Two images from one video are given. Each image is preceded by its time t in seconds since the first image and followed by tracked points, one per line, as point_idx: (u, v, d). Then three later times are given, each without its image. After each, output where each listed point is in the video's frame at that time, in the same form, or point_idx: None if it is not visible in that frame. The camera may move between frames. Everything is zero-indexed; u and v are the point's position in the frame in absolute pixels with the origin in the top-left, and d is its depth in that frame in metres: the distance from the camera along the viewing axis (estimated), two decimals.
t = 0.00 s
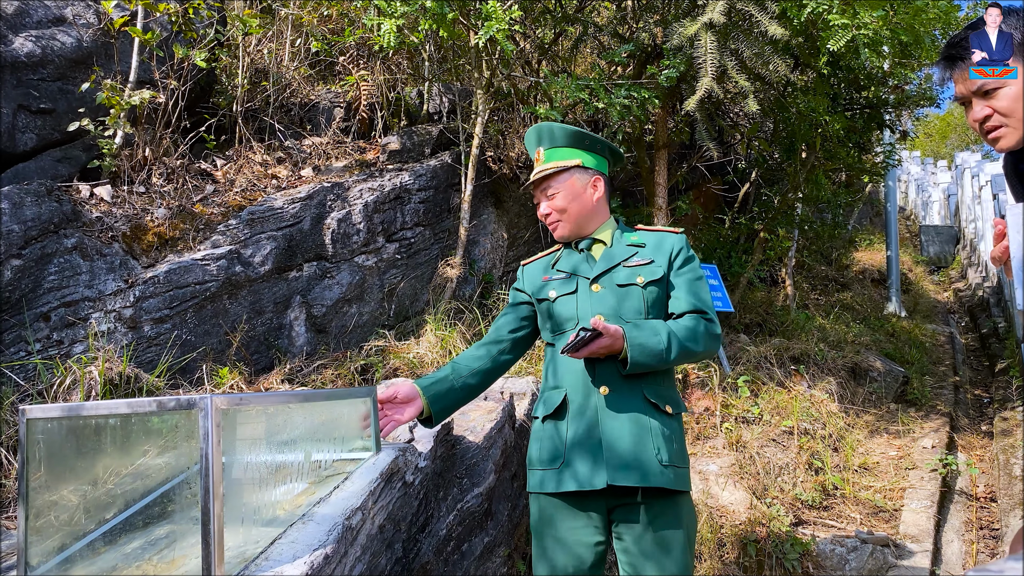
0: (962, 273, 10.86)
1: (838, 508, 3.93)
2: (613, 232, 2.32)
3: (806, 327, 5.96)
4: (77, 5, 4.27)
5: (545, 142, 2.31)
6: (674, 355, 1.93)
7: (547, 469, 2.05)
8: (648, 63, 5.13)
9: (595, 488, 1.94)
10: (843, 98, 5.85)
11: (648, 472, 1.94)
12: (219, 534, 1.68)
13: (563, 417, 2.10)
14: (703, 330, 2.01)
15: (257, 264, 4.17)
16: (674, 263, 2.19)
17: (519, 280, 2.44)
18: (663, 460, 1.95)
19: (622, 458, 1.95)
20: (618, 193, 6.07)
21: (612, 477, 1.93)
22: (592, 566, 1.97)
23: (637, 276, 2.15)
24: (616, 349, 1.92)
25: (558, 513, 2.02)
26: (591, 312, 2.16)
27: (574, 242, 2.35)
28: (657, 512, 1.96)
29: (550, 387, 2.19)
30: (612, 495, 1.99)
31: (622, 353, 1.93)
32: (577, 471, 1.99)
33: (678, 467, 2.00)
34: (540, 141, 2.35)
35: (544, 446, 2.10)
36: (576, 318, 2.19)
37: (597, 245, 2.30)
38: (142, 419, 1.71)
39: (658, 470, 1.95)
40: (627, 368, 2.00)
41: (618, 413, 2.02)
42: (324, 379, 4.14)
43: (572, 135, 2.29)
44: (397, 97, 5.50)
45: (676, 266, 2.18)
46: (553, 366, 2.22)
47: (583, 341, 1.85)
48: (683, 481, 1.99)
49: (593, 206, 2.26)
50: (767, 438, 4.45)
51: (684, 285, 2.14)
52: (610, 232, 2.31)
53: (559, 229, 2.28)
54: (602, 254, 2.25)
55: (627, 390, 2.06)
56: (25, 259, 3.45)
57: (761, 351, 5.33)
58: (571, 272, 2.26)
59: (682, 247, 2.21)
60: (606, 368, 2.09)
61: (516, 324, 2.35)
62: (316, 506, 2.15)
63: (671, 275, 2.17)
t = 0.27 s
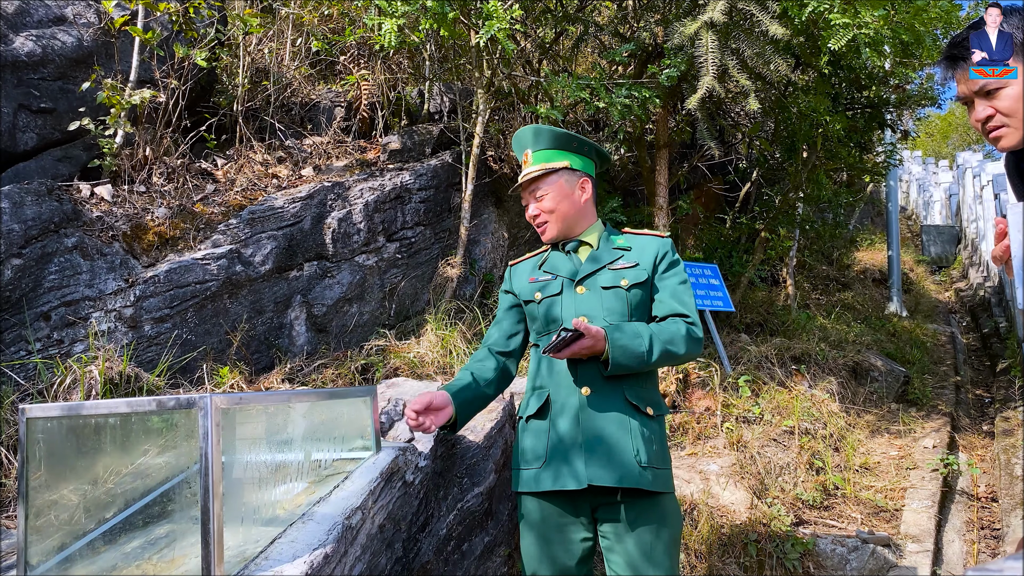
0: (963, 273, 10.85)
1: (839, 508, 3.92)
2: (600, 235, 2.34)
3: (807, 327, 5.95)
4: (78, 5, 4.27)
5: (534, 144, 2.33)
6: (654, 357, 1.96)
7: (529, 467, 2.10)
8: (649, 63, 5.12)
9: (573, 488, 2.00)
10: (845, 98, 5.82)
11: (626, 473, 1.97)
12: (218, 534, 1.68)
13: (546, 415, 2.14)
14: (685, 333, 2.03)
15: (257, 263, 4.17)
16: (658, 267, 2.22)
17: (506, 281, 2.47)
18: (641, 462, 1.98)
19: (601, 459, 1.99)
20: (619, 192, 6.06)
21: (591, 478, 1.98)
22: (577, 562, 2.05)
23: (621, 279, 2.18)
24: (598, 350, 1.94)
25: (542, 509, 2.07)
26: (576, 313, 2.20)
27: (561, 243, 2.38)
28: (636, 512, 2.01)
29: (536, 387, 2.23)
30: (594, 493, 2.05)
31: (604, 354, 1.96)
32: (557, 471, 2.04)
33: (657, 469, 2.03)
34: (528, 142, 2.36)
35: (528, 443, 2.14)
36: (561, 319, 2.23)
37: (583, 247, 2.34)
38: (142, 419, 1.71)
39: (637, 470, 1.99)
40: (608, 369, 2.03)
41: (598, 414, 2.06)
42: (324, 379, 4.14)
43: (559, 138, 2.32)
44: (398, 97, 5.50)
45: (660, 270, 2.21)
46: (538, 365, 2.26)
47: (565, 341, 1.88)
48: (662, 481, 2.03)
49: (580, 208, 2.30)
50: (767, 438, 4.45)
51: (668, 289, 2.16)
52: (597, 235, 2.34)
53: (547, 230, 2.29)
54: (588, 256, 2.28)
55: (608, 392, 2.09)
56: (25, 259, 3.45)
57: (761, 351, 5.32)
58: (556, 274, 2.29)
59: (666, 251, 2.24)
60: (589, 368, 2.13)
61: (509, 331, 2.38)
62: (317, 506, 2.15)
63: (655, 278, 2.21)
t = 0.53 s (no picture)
0: (960, 274, 10.86)
1: (836, 508, 3.92)
2: (589, 237, 2.36)
3: (804, 326, 5.96)
4: (74, 3, 4.26)
5: (527, 143, 2.31)
6: (643, 358, 2.01)
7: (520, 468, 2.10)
8: (646, 62, 5.12)
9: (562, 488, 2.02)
10: (843, 98, 5.82)
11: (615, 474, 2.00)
12: (213, 533, 1.67)
13: (537, 416, 2.15)
14: (674, 334, 2.08)
15: (254, 262, 4.16)
16: (646, 269, 2.25)
17: (495, 281, 2.44)
18: (630, 461, 2.01)
19: (591, 460, 2.02)
20: (616, 192, 6.06)
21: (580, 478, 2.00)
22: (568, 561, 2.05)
23: (610, 281, 2.21)
24: (588, 351, 1.98)
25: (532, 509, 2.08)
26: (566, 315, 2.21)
27: (549, 245, 2.37)
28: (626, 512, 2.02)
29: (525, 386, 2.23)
30: (583, 493, 2.07)
31: (594, 356, 2.00)
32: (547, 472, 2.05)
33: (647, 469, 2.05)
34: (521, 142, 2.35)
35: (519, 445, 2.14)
36: (553, 322, 2.23)
37: (573, 248, 2.33)
38: (138, 417, 1.70)
39: (626, 470, 2.01)
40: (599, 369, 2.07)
41: (589, 414, 2.08)
42: (321, 378, 4.14)
43: (554, 139, 2.32)
44: (395, 96, 5.48)
45: (648, 272, 2.24)
46: (530, 365, 2.24)
47: (556, 344, 1.93)
48: (652, 481, 2.05)
49: (573, 210, 2.30)
50: (764, 438, 4.45)
51: (656, 291, 2.21)
52: (586, 236, 2.35)
53: (540, 231, 2.28)
54: (578, 258, 2.30)
55: (598, 393, 2.12)
56: (21, 257, 3.43)
57: (759, 351, 5.33)
58: (547, 275, 2.29)
59: (654, 253, 2.27)
60: (579, 370, 2.16)
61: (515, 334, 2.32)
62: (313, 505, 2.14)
63: (644, 280, 2.24)
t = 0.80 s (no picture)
0: (950, 275, 10.94)
1: (828, 508, 3.94)
2: (584, 240, 2.39)
3: (796, 327, 5.98)
4: None
5: (524, 144, 2.34)
6: (643, 362, 2.04)
7: (516, 469, 2.11)
8: (640, 62, 5.13)
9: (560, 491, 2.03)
10: (836, 99, 5.84)
11: (612, 476, 2.02)
12: (207, 533, 1.66)
13: (534, 416, 2.16)
14: (670, 338, 2.12)
15: (247, 261, 4.15)
16: (643, 273, 2.29)
17: (488, 280, 2.46)
18: (627, 463, 2.05)
19: (589, 462, 2.03)
20: (610, 192, 6.07)
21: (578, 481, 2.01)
22: (564, 562, 2.07)
23: (608, 284, 2.24)
24: (589, 355, 2.00)
25: (528, 509, 2.08)
26: (563, 316, 2.23)
27: (545, 246, 2.40)
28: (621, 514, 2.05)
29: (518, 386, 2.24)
30: (579, 494, 2.09)
31: (594, 359, 2.03)
32: (544, 474, 2.06)
33: (642, 471, 2.09)
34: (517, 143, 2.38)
35: (514, 445, 2.15)
36: (549, 323, 2.25)
37: (569, 251, 2.37)
38: (131, 416, 1.69)
39: (622, 472, 2.05)
40: (598, 372, 2.09)
41: (586, 416, 2.10)
42: (314, 377, 4.13)
43: (550, 140, 2.33)
44: (389, 94, 5.47)
45: (645, 276, 2.28)
46: (526, 366, 2.25)
47: (560, 353, 1.91)
48: (647, 483, 2.09)
49: (569, 212, 2.33)
50: (757, 438, 4.47)
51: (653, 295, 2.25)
52: (582, 239, 2.38)
53: (535, 233, 2.31)
54: (575, 260, 2.32)
55: (595, 395, 2.15)
56: (13, 254, 3.39)
57: (751, 351, 5.35)
58: (543, 275, 2.31)
59: (649, 257, 2.31)
60: (577, 372, 2.18)
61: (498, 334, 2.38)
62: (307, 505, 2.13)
63: (640, 284, 2.27)
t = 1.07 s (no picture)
0: (934, 278, 11.06)
1: (815, 513, 3.96)
2: (580, 245, 2.41)
3: (783, 331, 6.02)
4: None
5: (519, 148, 2.36)
6: (636, 369, 2.07)
7: (506, 474, 2.12)
8: (630, 66, 5.14)
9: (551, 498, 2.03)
10: (823, 104, 5.88)
11: (603, 483, 2.04)
12: (194, 543, 1.67)
13: (525, 421, 2.17)
14: (664, 347, 2.16)
15: (233, 263, 4.11)
16: (637, 280, 2.32)
17: (481, 285, 2.46)
18: (617, 472, 2.06)
19: (580, 469, 2.04)
20: (598, 195, 6.08)
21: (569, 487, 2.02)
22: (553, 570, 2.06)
23: (603, 291, 2.27)
24: (584, 360, 2.02)
25: (519, 517, 2.08)
26: (557, 321, 2.25)
27: (541, 250, 2.43)
28: (611, 522, 2.06)
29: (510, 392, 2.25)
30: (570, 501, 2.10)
31: (588, 365, 2.05)
32: (535, 480, 2.07)
33: (632, 480, 2.09)
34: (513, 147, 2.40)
35: (504, 451, 2.16)
36: (543, 329, 2.27)
37: (564, 256, 2.39)
38: (116, 425, 1.67)
39: (613, 480, 2.06)
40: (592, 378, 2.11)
41: (578, 423, 2.11)
42: (301, 381, 4.10)
43: (545, 145, 2.35)
44: (378, 95, 5.44)
45: (639, 284, 2.31)
46: (518, 372, 2.26)
47: (554, 355, 1.94)
48: (637, 492, 2.10)
49: (564, 217, 2.35)
50: (745, 443, 4.49)
51: (647, 303, 2.27)
52: (578, 245, 2.41)
53: (530, 237, 2.33)
54: (570, 265, 2.35)
55: (588, 401, 2.16)
56: None
57: (738, 355, 5.38)
58: (538, 281, 2.32)
59: (645, 265, 2.35)
60: (570, 378, 2.18)
61: (489, 340, 2.39)
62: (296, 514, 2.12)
63: (634, 291, 2.30)
